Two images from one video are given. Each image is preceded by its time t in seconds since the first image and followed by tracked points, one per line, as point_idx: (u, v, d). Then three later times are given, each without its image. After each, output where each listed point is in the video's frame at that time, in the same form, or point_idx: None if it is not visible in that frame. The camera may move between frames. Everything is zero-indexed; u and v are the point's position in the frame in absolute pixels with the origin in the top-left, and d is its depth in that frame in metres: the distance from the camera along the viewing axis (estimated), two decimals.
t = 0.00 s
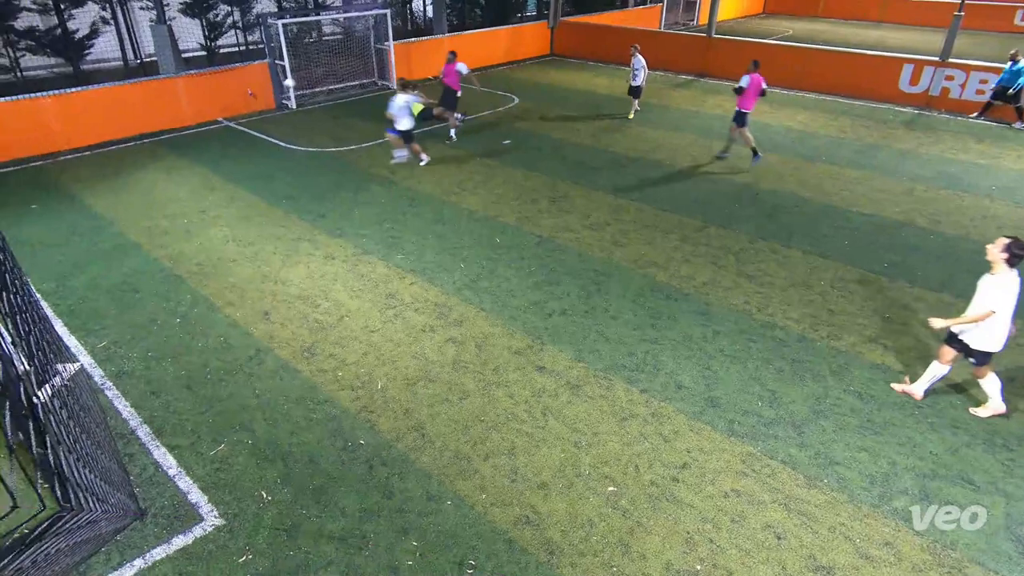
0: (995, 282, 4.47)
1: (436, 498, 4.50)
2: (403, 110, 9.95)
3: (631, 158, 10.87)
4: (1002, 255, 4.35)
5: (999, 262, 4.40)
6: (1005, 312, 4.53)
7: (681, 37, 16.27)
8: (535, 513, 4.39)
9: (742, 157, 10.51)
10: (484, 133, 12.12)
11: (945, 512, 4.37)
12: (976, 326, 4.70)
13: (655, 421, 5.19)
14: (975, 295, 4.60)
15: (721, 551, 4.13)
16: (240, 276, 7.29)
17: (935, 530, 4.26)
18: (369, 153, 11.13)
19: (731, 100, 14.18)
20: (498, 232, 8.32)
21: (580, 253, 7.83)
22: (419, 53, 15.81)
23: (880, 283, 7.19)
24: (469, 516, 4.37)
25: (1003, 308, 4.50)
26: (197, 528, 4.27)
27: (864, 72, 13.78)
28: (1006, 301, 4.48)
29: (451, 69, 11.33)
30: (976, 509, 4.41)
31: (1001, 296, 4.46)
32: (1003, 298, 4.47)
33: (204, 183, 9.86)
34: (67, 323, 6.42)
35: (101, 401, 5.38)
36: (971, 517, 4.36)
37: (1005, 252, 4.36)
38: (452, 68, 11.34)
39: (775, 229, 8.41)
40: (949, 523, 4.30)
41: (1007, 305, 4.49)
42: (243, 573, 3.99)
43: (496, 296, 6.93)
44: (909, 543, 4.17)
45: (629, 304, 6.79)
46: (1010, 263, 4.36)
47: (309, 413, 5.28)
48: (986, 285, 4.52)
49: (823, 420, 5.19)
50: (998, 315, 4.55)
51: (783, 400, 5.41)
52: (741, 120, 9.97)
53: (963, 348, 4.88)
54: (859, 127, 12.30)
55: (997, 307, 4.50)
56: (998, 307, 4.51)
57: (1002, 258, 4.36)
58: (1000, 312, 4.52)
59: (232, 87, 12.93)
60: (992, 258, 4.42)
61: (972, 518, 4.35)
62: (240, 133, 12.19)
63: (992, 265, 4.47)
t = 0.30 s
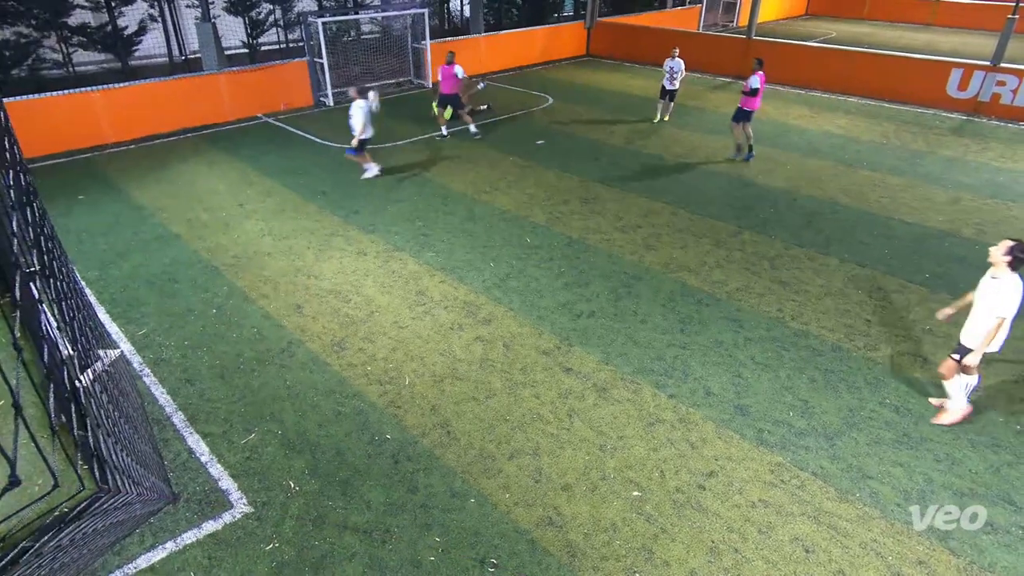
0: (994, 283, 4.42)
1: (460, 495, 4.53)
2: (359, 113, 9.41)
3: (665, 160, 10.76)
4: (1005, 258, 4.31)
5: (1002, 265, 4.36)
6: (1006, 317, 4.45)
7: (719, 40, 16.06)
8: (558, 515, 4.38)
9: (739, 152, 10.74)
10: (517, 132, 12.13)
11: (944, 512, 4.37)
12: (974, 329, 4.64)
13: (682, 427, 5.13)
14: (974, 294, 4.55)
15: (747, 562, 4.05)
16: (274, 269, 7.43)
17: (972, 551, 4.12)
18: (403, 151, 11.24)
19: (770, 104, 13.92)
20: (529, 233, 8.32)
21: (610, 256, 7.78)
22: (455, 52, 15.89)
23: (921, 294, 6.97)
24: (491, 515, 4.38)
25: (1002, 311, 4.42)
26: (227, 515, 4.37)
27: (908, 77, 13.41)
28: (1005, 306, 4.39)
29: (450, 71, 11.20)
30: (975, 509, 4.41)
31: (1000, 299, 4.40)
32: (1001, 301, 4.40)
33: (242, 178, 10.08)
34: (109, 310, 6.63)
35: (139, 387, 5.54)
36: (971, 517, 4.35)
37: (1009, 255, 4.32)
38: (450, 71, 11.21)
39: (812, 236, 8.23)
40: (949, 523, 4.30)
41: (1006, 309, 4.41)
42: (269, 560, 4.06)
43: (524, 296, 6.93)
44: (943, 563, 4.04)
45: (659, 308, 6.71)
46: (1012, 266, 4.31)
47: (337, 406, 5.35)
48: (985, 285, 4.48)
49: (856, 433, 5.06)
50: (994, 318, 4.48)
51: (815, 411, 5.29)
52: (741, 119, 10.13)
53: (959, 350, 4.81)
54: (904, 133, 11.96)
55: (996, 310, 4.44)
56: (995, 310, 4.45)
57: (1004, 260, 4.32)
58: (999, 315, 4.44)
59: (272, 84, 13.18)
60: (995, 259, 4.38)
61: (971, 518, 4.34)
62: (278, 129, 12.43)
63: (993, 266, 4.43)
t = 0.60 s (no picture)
0: (952, 289, 4.43)
1: (464, 494, 4.53)
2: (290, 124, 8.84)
3: (672, 161, 10.74)
4: (961, 264, 4.32)
5: (960, 272, 4.36)
6: (965, 322, 4.47)
7: (726, 40, 16.02)
8: (563, 515, 4.37)
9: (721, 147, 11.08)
10: (523, 132, 12.12)
11: (944, 512, 4.37)
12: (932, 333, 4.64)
13: (688, 428, 5.12)
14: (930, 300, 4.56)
15: (752, 564, 4.04)
16: (281, 268, 7.46)
17: (979, 555, 4.10)
18: (409, 151, 11.26)
19: (777, 104, 13.86)
20: (534, 233, 8.32)
21: (616, 256, 7.77)
22: (462, 52, 15.89)
23: (929, 296, 6.93)
24: (496, 515, 4.38)
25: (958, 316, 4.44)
26: (232, 512, 4.38)
27: (917, 78, 13.32)
28: (961, 310, 4.42)
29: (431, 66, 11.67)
30: (976, 509, 4.40)
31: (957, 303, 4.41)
32: (957, 307, 4.42)
33: (250, 177, 10.12)
34: (117, 307, 6.67)
35: (147, 385, 5.57)
36: (972, 517, 4.35)
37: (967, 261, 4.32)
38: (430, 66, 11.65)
39: (819, 238, 8.20)
40: (949, 522, 4.30)
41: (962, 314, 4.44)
42: (274, 558, 4.08)
43: (530, 296, 6.93)
44: (950, 567, 4.02)
45: (665, 309, 6.70)
46: (968, 272, 4.32)
47: (343, 405, 5.36)
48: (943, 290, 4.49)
49: (862, 435, 5.03)
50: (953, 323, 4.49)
51: (822, 414, 5.26)
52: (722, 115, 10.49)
53: (919, 354, 4.79)
54: (913, 134, 11.89)
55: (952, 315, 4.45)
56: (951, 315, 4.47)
57: (961, 267, 4.32)
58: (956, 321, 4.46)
59: (279, 83, 13.21)
60: (952, 266, 4.38)
61: (972, 518, 4.34)
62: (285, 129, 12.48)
63: (951, 272, 4.43)
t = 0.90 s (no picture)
0: (915, 283, 4.42)
1: (465, 494, 4.53)
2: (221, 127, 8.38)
3: (673, 161, 10.73)
4: (927, 259, 4.28)
5: (924, 266, 4.33)
6: (925, 315, 4.48)
7: (726, 40, 16.03)
8: (563, 515, 4.37)
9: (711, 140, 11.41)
10: (524, 132, 12.12)
11: (944, 511, 4.38)
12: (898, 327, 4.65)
13: (688, 428, 5.12)
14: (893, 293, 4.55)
15: (752, 564, 4.04)
16: (281, 268, 7.46)
17: (980, 555, 4.10)
18: (409, 151, 11.26)
19: (778, 104, 13.86)
20: (535, 233, 8.31)
21: (617, 256, 7.77)
22: (462, 52, 15.89)
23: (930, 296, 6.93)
24: (496, 515, 4.38)
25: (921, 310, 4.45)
26: (233, 512, 4.38)
27: (918, 78, 13.31)
28: (925, 305, 4.43)
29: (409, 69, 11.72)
30: (976, 509, 4.40)
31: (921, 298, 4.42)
32: (921, 302, 4.43)
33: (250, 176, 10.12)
34: (117, 307, 6.67)
35: (148, 384, 5.57)
36: (971, 516, 4.35)
37: (931, 256, 4.29)
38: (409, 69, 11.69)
39: (820, 238, 8.19)
40: (949, 521, 4.31)
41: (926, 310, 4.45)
42: (275, 558, 4.08)
43: (530, 297, 6.92)
44: (950, 567, 4.03)
45: (665, 309, 6.70)
46: (933, 267, 4.29)
47: (344, 405, 5.37)
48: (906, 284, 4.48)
49: (863, 436, 5.03)
50: (916, 319, 4.50)
51: (822, 414, 5.26)
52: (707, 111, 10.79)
53: (892, 353, 4.80)
54: (915, 134, 11.88)
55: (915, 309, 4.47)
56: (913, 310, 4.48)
57: (926, 262, 4.29)
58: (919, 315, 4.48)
59: (280, 83, 13.21)
60: (918, 261, 4.34)
61: (972, 517, 4.34)
62: (286, 129, 12.48)
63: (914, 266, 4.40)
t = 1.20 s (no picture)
0: (870, 286, 4.46)
1: (465, 494, 4.53)
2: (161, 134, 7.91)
3: (673, 161, 10.73)
4: (880, 263, 4.32)
5: (878, 269, 4.37)
6: (883, 316, 4.51)
7: (727, 40, 16.03)
8: (564, 515, 4.37)
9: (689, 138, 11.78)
10: (524, 132, 12.12)
11: (944, 512, 4.38)
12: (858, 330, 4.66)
13: (688, 428, 5.12)
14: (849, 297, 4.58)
15: (752, 565, 4.04)
16: (281, 268, 7.46)
17: (980, 556, 4.10)
18: (409, 151, 11.26)
19: (779, 104, 13.85)
20: (536, 233, 8.31)
21: (617, 255, 7.78)
22: (462, 52, 15.90)
23: (931, 296, 6.93)
24: (496, 515, 4.38)
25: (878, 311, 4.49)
26: (233, 512, 4.38)
27: (918, 78, 13.30)
28: (882, 306, 4.47)
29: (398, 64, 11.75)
30: (975, 509, 4.40)
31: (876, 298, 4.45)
32: (877, 303, 4.46)
33: (250, 176, 10.12)
34: (118, 306, 6.68)
35: (148, 384, 5.57)
36: (971, 516, 4.35)
37: (883, 259, 4.33)
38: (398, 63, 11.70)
39: (820, 238, 8.19)
40: (948, 521, 4.31)
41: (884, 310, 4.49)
42: (275, 558, 4.08)
43: (530, 297, 6.92)
44: (951, 567, 4.02)
45: (665, 309, 6.70)
46: (886, 270, 4.34)
47: (344, 405, 5.37)
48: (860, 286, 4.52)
49: (863, 436, 5.03)
50: (874, 320, 4.53)
51: (822, 414, 5.25)
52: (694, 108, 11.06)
53: (856, 355, 4.81)
54: (916, 134, 11.88)
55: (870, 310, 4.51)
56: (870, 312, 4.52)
57: (879, 265, 4.33)
58: (876, 316, 4.52)
59: (280, 83, 13.21)
60: (871, 265, 4.38)
61: (972, 517, 4.34)
62: (286, 128, 12.48)
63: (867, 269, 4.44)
